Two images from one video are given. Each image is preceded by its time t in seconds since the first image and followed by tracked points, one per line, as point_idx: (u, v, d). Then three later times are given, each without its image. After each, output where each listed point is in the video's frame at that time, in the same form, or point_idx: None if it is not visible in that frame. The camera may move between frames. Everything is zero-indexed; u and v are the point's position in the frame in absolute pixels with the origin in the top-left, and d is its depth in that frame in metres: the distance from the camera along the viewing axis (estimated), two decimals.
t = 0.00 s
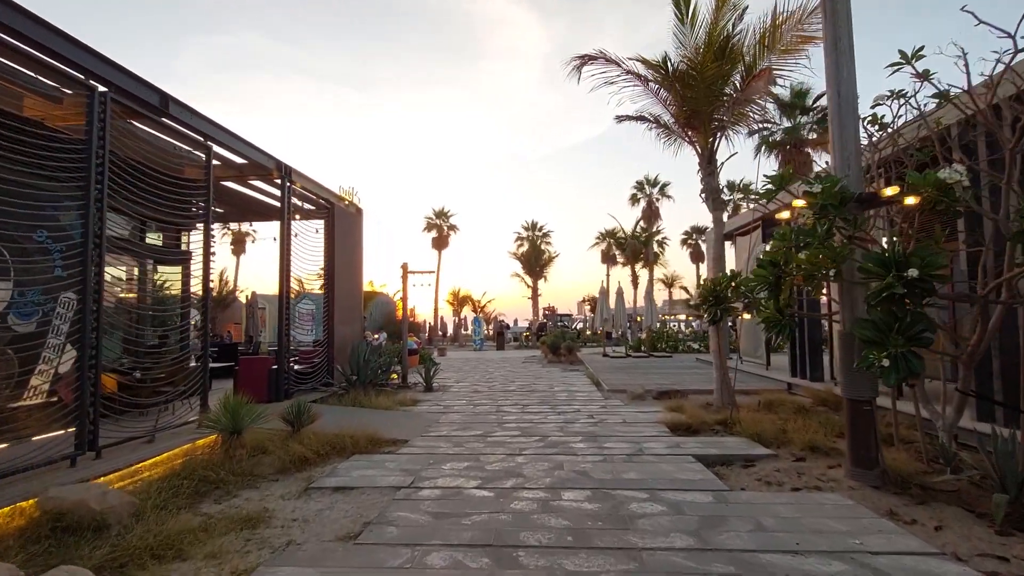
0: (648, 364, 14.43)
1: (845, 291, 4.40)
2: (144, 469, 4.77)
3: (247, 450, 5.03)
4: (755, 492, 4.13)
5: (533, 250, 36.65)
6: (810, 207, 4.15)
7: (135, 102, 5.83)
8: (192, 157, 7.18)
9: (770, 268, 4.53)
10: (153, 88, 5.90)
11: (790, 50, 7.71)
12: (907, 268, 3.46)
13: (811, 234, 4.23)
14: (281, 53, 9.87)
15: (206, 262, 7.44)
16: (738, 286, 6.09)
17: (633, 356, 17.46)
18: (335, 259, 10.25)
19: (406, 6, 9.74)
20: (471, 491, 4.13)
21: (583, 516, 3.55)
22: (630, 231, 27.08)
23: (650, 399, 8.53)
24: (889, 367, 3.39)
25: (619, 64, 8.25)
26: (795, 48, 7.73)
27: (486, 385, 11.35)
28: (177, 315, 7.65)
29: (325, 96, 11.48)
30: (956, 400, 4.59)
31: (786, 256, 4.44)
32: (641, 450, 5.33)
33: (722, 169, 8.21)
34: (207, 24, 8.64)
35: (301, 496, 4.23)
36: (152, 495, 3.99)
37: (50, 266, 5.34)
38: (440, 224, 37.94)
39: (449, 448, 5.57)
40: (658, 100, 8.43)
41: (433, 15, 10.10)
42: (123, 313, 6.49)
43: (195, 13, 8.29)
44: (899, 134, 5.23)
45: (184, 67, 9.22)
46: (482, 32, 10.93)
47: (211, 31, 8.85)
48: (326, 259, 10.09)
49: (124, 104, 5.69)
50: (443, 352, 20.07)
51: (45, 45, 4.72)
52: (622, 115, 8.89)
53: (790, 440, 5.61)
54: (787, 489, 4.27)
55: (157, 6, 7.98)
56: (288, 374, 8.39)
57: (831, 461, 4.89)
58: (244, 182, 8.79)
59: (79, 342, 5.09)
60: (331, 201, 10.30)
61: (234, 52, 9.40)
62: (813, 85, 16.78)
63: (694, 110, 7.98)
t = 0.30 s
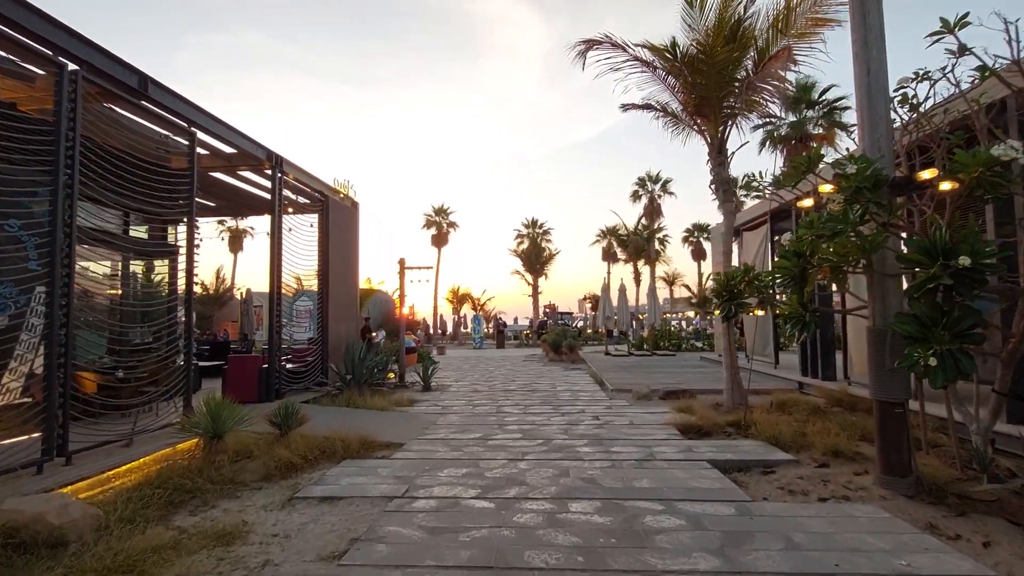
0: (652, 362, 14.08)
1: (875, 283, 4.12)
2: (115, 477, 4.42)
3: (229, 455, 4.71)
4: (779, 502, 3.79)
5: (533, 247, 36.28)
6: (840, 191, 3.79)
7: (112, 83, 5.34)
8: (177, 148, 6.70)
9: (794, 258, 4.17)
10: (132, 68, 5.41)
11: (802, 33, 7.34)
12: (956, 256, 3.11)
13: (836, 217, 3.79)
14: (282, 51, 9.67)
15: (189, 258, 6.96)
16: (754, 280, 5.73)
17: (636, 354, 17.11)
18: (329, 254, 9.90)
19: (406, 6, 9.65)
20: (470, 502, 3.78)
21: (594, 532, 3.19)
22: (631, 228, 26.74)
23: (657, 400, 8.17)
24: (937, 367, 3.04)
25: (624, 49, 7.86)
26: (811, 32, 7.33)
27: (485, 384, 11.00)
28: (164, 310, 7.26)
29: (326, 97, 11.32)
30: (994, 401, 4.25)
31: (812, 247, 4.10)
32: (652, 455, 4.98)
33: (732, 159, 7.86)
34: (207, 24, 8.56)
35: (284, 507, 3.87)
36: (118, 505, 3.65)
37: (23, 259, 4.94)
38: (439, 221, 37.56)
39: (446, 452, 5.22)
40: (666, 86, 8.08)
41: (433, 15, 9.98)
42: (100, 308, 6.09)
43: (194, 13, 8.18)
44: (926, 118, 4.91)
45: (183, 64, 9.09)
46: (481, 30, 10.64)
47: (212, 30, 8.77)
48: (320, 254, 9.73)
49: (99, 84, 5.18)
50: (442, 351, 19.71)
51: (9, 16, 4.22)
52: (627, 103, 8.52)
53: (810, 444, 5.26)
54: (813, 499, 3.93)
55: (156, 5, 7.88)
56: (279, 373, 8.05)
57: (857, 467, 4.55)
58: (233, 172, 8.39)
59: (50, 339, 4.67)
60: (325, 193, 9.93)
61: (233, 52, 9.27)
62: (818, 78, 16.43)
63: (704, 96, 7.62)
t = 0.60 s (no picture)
0: (658, 364, 13.68)
1: (915, 284, 3.78)
2: (82, 494, 4.04)
3: (209, 468, 4.39)
4: (813, 528, 3.42)
5: (535, 246, 35.88)
6: (879, 182, 3.42)
7: (85, 67, 4.98)
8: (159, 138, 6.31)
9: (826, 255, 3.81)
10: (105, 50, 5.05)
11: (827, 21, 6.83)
12: None
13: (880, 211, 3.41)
14: (283, 50, 10.02)
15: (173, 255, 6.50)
16: (772, 280, 5.36)
17: (640, 355, 16.72)
18: (324, 252, 9.53)
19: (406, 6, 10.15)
20: (469, 526, 3.41)
21: (609, 565, 2.81)
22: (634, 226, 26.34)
23: (667, 405, 7.79)
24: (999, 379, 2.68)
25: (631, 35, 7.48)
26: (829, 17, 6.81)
27: (486, 386, 10.62)
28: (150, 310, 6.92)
29: (327, 97, 11.77)
30: None
31: (847, 244, 3.75)
32: (667, 469, 4.61)
33: (746, 152, 7.49)
34: (206, 23, 8.95)
35: (265, 530, 3.50)
36: (79, 528, 3.31)
37: None
38: (439, 219, 37.23)
39: (445, 465, 4.85)
40: (676, 76, 7.68)
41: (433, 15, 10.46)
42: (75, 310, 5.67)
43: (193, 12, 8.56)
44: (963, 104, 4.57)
45: (184, 64, 9.45)
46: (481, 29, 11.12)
47: (213, 29, 9.14)
48: (315, 252, 9.37)
49: (69, 68, 4.81)
50: (442, 351, 19.33)
51: None
52: (635, 94, 8.14)
53: (837, 457, 4.88)
54: (848, 522, 3.57)
55: None
56: (270, 376, 7.69)
57: (893, 486, 4.17)
58: (222, 167, 8.02)
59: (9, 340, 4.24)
60: (320, 189, 9.57)
61: (233, 52, 9.62)
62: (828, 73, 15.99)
63: (717, 86, 7.22)
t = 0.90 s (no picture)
0: (664, 364, 13.30)
1: (963, 278, 3.44)
2: (43, 508, 3.67)
3: (185, 478, 4.04)
4: (855, 549, 3.04)
5: (537, 245, 35.51)
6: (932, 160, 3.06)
7: (57, 45, 4.61)
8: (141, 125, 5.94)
9: (866, 244, 3.44)
10: (78, 27, 4.70)
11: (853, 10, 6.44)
12: None
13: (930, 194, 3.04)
14: (283, 50, 9.68)
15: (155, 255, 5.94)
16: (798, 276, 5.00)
17: (645, 355, 16.34)
18: (321, 249, 9.18)
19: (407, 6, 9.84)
20: (469, 547, 3.04)
21: None
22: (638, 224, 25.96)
23: (677, 407, 7.43)
24: None
25: (640, 18, 7.08)
26: None
27: (488, 387, 10.26)
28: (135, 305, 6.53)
29: (327, 97, 11.41)
30: None
31: (889, 232, 3.38)
32: (684, 478, 4.24)
33: (762, 141, 7.13)
34: (213, 23, 8.62)
35: (243, 550, 3.14)
36: (30, 549, 2.95)
37: None
38: (439, 217, 36.87)
39: (444, 474, 4.48)
40: (687, 62, 7.31)
41: (433, 17, 10.19)
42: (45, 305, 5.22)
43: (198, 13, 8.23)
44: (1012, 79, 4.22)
45: (184, 64, 9.11)
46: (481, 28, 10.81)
47: (212, 29, 8.79)
48: (310, 247, 9.00)
49: (38, 46, 4.45)
50: (442, 351, 18.97)
51: None
52: (643, 82, 7.76)
53: (866, 466, 4.52)
54: (892, 541, 3.20)
55: None
56: (262, 378, 7.33)
57: (935, 500, 3.80)
58: (209, 157, 7.63)
59: None
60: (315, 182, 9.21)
61: (234, 51, 9.29)
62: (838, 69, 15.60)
63: (731, 71, 6.84)
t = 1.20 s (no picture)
0: (671, 366, 12.92)
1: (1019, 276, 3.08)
2: None
3: (155, 495, 3.70)
4: None
5: (539, 244, 35.12)
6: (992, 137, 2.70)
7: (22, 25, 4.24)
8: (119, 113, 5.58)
9: (911, 237, 3.08)
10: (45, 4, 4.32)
11: None
12: None
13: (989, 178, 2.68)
14: (283, 50, 9.35)
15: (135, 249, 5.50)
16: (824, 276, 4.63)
17: (650, 356, 15.97)
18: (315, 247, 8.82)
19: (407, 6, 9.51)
20: None
21: None
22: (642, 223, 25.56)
23: (688, 412, 7.06)
24: None
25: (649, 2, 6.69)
26: None
27: (489, 390, 9.90)
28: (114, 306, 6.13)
29: (327, 97, 11.03)
30: None
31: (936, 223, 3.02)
32: (703, 495, 3.87)
33: (777, 131, 6.76)
34: (212, 23, 8.28)
35: None
36: None
37: None
38: (440, 216, 36.54)
39: (440, 488, 4.11)
40: (698, 47, 6.92)
41: (434, 16, 9.88)
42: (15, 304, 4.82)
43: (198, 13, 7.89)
44: None
45: (183, 65, 8.74)
46: (481, 27, 10.47)
47: (212, 30, 8.45)
48: (303, 245, 8.65)
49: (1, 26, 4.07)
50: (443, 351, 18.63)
51: None
52: (652, 70, 7.39)
53: (900, 480, 4.15)
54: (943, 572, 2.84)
55: None
56: (252, 381, 6.99)
57: (983, 521, 3.42)
58: (197, 150, 7.27)
59: None
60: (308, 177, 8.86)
61: (233, 51, 8.94)
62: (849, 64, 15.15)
63: (745, 57, 6.45)
